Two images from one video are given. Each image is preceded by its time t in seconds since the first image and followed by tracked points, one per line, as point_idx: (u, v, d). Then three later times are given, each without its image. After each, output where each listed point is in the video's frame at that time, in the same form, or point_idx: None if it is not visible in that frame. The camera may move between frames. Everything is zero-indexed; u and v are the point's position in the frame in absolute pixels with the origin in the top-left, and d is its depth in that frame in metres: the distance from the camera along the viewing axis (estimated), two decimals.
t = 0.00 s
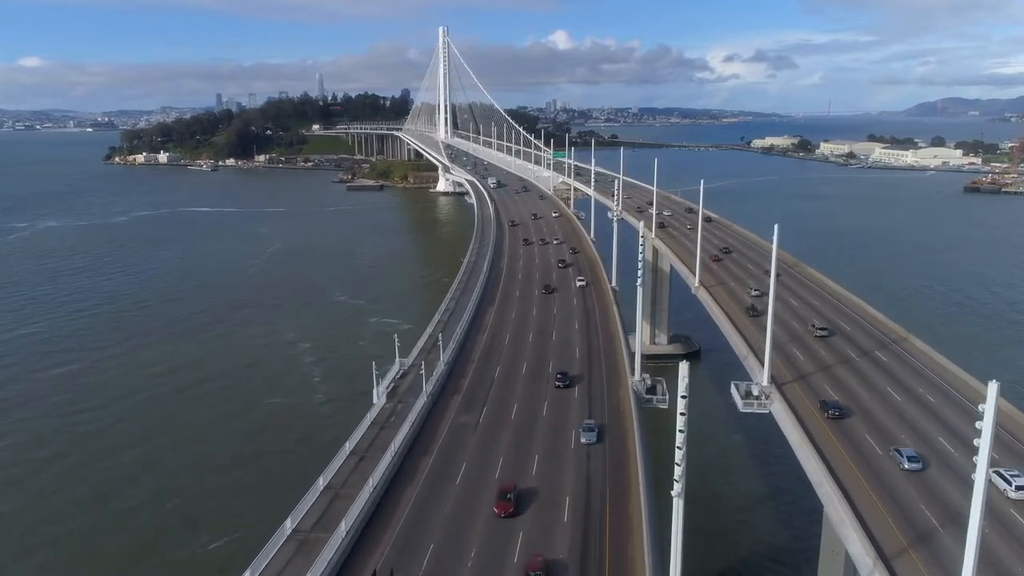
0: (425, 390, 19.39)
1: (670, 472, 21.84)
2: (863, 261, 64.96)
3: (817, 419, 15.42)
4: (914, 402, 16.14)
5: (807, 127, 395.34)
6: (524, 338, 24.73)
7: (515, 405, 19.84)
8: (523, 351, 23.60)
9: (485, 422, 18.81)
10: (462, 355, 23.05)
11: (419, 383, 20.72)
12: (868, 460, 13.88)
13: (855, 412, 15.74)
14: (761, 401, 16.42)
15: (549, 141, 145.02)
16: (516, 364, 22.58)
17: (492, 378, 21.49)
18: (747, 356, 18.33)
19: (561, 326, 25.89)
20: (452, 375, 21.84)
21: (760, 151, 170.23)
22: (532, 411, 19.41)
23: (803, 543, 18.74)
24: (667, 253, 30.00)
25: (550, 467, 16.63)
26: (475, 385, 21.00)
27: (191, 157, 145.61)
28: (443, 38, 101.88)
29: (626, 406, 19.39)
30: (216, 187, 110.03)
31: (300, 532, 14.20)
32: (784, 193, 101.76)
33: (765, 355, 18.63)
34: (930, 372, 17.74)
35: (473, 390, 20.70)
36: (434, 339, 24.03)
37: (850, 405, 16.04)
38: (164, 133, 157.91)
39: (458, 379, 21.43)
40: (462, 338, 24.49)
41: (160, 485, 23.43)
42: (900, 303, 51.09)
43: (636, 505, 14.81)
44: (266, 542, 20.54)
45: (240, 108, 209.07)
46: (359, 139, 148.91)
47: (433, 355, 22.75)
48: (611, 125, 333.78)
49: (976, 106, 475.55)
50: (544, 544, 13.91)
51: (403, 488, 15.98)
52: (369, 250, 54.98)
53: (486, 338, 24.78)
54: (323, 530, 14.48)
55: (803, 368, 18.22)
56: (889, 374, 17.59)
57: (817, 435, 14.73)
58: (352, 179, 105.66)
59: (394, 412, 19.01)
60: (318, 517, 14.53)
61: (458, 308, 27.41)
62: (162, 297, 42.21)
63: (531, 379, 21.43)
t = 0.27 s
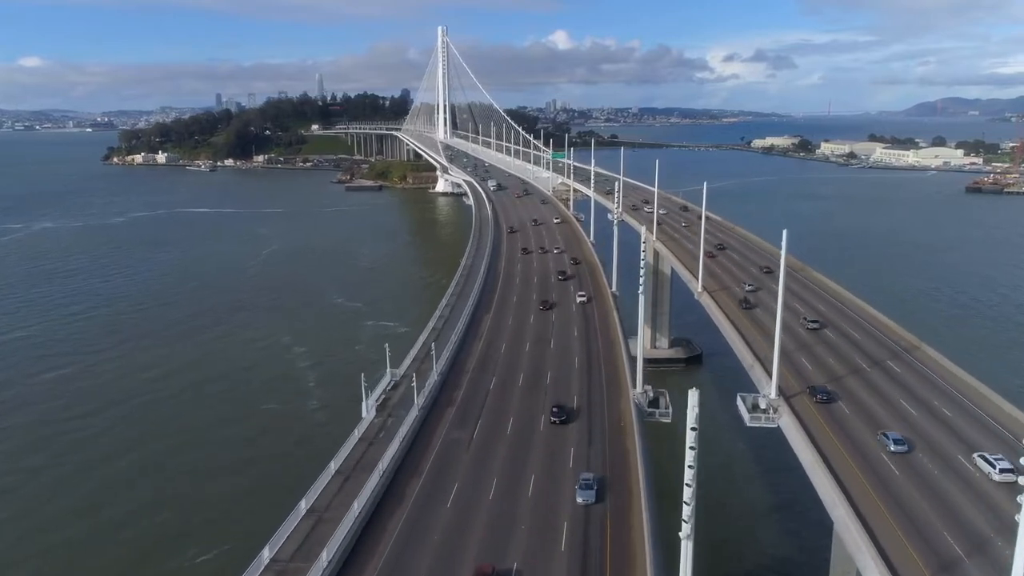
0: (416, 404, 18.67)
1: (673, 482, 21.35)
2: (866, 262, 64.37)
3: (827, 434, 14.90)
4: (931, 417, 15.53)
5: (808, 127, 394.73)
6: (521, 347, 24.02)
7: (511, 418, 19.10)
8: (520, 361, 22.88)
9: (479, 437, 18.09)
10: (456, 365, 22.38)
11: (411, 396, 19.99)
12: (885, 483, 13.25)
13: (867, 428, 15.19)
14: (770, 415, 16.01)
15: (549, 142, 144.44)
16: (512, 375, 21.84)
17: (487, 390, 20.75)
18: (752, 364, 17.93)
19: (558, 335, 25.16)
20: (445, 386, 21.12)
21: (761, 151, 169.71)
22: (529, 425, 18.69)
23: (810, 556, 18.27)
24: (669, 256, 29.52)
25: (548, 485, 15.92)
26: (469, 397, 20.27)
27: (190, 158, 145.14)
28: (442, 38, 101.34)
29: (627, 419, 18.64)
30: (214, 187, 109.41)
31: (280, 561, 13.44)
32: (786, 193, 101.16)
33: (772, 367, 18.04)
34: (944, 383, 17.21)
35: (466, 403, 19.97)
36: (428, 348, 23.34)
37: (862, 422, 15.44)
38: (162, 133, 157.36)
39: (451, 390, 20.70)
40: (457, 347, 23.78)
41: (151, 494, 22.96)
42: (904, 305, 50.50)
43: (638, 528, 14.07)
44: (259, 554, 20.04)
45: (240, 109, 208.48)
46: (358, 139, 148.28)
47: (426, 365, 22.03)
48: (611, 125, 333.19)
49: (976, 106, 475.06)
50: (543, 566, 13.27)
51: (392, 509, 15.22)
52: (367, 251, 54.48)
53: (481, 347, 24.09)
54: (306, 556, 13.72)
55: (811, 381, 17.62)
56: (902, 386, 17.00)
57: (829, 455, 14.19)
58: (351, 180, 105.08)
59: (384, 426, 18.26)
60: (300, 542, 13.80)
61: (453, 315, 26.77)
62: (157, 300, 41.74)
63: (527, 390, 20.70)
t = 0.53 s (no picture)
0: (407, 420, 18.01)
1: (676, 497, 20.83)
2: (868, 263, 63.80)
3: (838, 452, 14.31)
4: (949, 434, 14.95)
5: (808, 127, 394.19)
6: (518, 357, 23.36)
7: (508, 434, 18.44)
8: (516, 372, 22.19)
9: (473, 454, 17.42)
10: (450, 377, 21.70)
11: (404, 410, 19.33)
12: (904, 507, 12.64)
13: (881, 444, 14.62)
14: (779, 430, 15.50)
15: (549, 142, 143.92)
16: (509, 386, 21.17)
17: (482, 404, 20.09)
18: (760, 376, 17.43)
19: (556, 344, 24.46)
20: (439, 399, 20.45)
21: (761, 151, 169.19)
22: (527, 440, 18.04)
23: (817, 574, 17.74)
24: (670, 259, 29.06)
25: (546, 506, 15.26)
26: (464, 411, 19.61)
27: (189, 158, 144.49)
28: (441, 37, 100.82)
29: (629, 434, 17.98)
30: (212, 188, 108.87)
31: None
32: (786, 194, 100.61)
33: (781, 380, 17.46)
34: (960, 395, 16.64)
35: (460, 417, 19.30)
36: (422, 359, 22.69)
37: (876, 439, 14.85)
38: (161, 133, 156.88)
39: (444, 404, 20.04)
40: (452, 357, 23.12)
41: (141, 505, 22.47)
42: (907, 307, 49.93)
43: (640, 555, 13.42)
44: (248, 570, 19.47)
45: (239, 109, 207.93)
46: (357, 139, 147.73)
47: (420, 377, 21.37)
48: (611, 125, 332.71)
49: (977, 106, 474.45)
50: None
51: (380, 534, 14.56)
52: (365, 252, 53.94)
53: (477, 357, 23.43)
54: None
55: (822, 395, 17.03)
56: (918, 398, 16.39)
57: (844, 475, 13.62)
58: (349, 180, 104.56)
59: (373, 443, 17.61)
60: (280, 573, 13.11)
61: (450, 322, 26.15)
62: (151, 303, 41.19)
63: (524, 403, 20.03)
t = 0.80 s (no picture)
0: (398, 435, 17.30)
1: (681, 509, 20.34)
2: (871, 264, 63.27)
3: (853, 470, 13.76)
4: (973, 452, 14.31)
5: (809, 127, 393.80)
6: (516, 367, 22.59)
7: (504, 449, 17.68)
8: (513, 381, 21.50)
9: (467, 471, 16.68)
10: (445, 387, 21.03)
11: (395, 424, 18.57)
12: (923, 528, 12.09)
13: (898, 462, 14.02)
14: (791, 447, 14.90)
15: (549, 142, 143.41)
16: (506, 398, 20.41)
17: (478, 417, 19.30)
18: (769, 387, 16.86)
19: (556, 353, 23.66)
20: (432, 412, 19.70)
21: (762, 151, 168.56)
22: (523, 456, 17.30)
23: None
24: (673, 263, 28.49)
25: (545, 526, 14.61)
26: (458, 425, 18.86)
27: (188, 158, 144.00)
28: (440, 37, 100.36)
29: (631, 448, 17.35)
30: (212, 188, 108.39)
31: None
32: (788, 194, 100.06)
33: (790, 393, 16.86)
34: (979, 409, 16.09)
35: (454, 432, 18.55)
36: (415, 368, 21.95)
37: (894, 457, 14.23)
38: (160, 132, 156.46)
39: (438, 417, 19.28)
40: (446, 367, 22.37)
41: (134, 512, 21.98)
42: (912, 308, 49.42)
43: None
44: None
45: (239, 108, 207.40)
46: (357, 139, 147.21)
47: (413, 388, 20.64)
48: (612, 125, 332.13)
49: (978, 106, 473.66)
50: None
51: (366, 562, 13.83)
52: (363, 253, 53.44)
53: (473, 367, 22.66)
54: None
55: (834, 409, 16.41)
56: (936, 412, 15.77)
57: (859, 493, 13.01)
58: (349, 180, 104.09)
59: (361, 460, 16.93)
60: None
61: (446, 328, 25.45)
62: (146, 305, 40.66)
63: (522, 416, 19.28)
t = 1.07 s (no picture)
0: (388, 453, 16.58)
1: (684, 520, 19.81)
2: (873, 265, 62.75)
3: (871, 492, 13.20)
4: (994, 471, 13.79)
5: (809, 127, 393.33)
6: (513, 379, 21.83)
7: (499, 468, 16.96)
8: (510, 395, 20.76)
9: (460, 493, 15.93)
10: (439, 401, 20.30)
11: (385, 441, 17.86)
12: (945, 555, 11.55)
13: (915, 481, 13.51)
14: (803, 466, 14.38)
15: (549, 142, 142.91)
16: (502, 413, 19.67)
17: (472, 434, 18.56)
18: (778, 401, 16.35)
19: (554, 365, 22.91)
20: (425, 428, 18.97)
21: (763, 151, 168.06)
22: (519, 476, 16.58)
23: None
24: (674, 266, 27.96)
25: (544, 551, 13.91)
26: (451, 442, 18.12)
27: (186, 158, 143.52)
28: (439, 36, 99.88)
29: (634, 466, 16.65)
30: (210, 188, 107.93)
31: None
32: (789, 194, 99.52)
33: (801, 409, 16.29)
34: (1000, 425, 15.55)
35: (447, 450, 17.83)
36: (408, 381, 21.23)
37: (911, 476, 13.70)
38: (159, 132, 156.02)
39: (430, 434, 18.56)
40: (441, 379, 21.64)
41: (125, 521, 21.46)
42: (915, 310, 48.90)
43: None
44: None
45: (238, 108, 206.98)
46: (356, 139, 146.70)
47: (405, 403, 19.94)
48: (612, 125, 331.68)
49: (978, 106, 473.32)
50: None
51: None
52: (361, 254, 52.88)
53: (468, 378, 21.92)
54: None
55: (847, 425, 15.85)
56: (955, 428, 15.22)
57: (876, 517, 12.48)
58: (348, 180, 103.65)
59: (348, 482, 16.20)
60: None
61: (442, 337, 24.75)
62: (140, 308, 40.11)
63: (519, 433, 18.55)
